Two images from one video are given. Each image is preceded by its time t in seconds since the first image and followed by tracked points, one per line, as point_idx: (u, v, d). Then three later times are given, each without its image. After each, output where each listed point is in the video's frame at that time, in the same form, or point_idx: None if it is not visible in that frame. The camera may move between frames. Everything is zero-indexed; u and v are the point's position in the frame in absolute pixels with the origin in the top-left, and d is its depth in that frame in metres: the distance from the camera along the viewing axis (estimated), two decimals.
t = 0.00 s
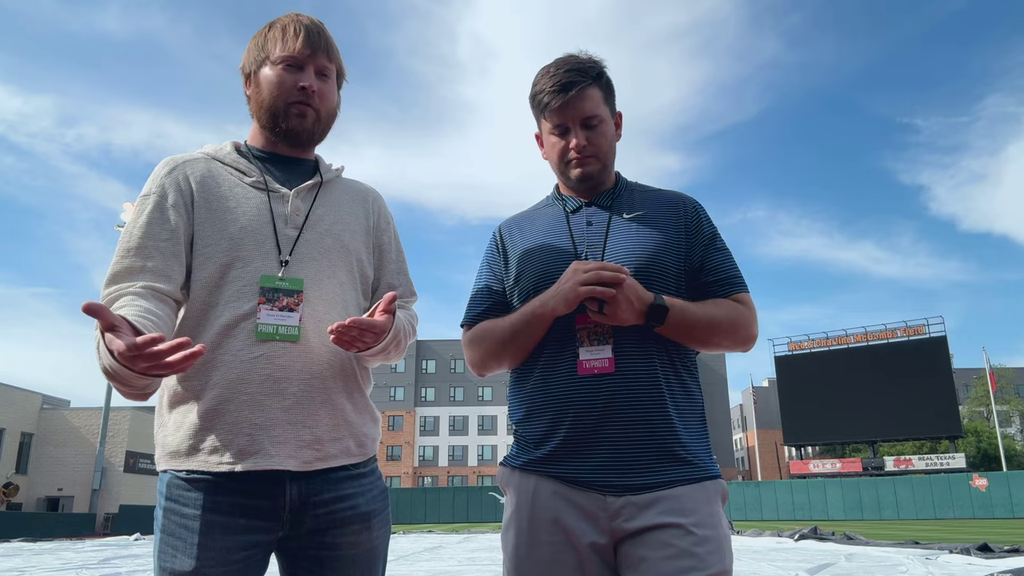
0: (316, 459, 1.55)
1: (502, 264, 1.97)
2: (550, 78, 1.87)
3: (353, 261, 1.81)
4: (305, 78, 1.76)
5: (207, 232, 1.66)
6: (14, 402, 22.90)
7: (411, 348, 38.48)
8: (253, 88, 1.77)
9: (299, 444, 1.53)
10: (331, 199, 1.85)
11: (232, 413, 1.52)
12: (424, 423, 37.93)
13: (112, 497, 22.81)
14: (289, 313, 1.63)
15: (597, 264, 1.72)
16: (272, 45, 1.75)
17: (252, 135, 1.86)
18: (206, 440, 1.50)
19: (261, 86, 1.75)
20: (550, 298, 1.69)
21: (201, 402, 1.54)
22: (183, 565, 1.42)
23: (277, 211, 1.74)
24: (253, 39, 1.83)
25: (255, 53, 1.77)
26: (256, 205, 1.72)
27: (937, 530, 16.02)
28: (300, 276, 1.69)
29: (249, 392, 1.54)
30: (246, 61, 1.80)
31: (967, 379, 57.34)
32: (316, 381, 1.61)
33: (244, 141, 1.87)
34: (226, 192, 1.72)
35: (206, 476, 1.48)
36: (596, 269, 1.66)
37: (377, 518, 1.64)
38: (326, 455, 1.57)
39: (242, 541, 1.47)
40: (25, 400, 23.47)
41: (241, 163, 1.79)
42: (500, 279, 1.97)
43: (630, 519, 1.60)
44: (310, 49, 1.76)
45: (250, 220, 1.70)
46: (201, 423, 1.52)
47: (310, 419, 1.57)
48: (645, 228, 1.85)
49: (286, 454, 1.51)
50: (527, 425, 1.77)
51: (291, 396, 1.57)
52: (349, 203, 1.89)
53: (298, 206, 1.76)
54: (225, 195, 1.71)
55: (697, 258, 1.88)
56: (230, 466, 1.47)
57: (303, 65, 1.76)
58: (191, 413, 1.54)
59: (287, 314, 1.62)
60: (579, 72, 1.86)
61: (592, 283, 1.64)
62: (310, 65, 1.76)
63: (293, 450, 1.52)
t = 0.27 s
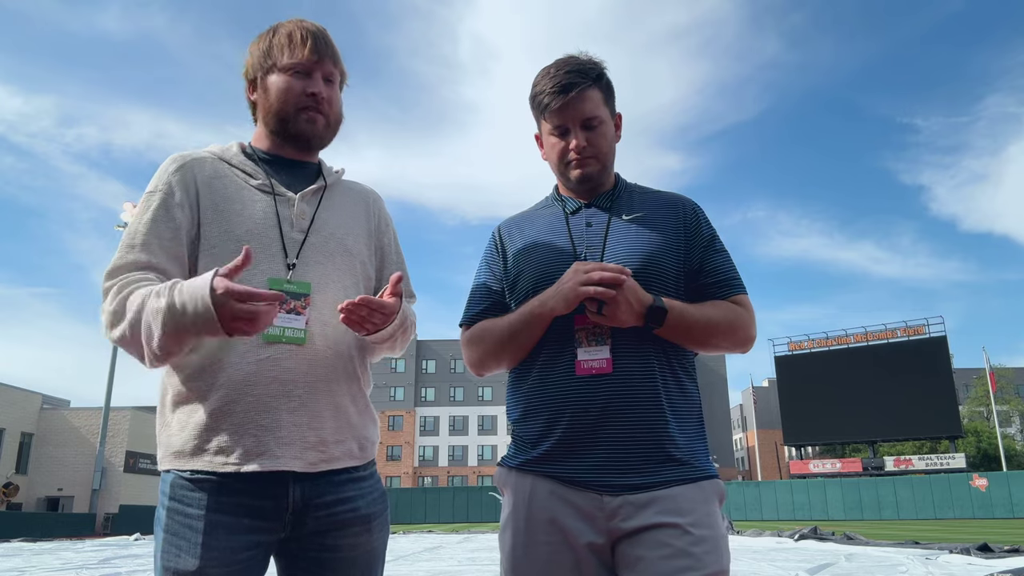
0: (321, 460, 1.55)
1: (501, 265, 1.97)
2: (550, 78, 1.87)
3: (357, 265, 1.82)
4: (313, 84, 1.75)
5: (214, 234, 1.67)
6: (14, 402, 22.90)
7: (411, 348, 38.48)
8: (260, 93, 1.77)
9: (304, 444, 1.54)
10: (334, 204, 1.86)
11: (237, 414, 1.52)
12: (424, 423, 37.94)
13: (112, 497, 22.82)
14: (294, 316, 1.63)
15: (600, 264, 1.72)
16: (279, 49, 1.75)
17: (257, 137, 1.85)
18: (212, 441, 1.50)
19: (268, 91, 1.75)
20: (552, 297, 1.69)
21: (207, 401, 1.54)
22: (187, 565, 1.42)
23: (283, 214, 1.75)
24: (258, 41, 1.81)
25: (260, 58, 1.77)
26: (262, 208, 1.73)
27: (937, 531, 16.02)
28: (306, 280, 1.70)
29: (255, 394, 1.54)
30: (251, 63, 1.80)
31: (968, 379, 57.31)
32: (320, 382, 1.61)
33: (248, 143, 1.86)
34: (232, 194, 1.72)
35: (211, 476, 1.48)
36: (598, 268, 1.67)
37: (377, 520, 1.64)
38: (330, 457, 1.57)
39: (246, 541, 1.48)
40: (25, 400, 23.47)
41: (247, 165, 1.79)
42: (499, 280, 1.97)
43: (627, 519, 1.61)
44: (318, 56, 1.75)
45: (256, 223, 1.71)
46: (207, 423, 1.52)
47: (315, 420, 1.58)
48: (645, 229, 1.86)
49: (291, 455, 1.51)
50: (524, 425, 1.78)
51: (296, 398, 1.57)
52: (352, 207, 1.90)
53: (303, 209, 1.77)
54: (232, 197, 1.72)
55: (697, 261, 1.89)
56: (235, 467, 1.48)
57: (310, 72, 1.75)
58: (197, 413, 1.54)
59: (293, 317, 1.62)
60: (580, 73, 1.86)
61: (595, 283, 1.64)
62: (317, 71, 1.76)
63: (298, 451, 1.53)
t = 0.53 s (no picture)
0: (319, 458, 1.55)
1: (501, 267, 1.97)
2: (551, 80, 1.87)
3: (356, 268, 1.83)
4: (314, 90, 1.75)
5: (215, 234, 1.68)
6: (14, 402, 22.91)
7: (411, 348, 38.48)
8: (262, 97, 1.77)
9: (302, 444, 1.54)
10: (333, 206, 1.87)
11: (237, 413, 1.53)
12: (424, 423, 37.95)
13: (112, 497, 22.86)
14: (294, 316, 1.63)
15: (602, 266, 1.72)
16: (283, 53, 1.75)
17: (258, 140, 1.85)
18: (211, 438, 1.51)
19: (270, 96, 1.75)
20: (551, 296, 1.70)
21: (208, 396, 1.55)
22: (187, 563, 1.42)
23: (282, 216, 1.76)
24: (264, 45, 1.82)
25: (264, 61, 1.77)
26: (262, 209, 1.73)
27: (936, 530, 16.02)
28: (305, 281, 1.70)
29: (255, 392, 1.55)
30: (255, 66, 1.80)
31: (968, 380, 57.25)
32: (318, 381, 1.62)
33: (250, 144, 1.86)
34: (232, 194, 1.73)
35: (211, 475, 1.48)
36: (597, 269, 1.67)
37: (377, 519, 1.65)
38: (329, 454, 1.57)
39: (246, 540, 1.48)
40: (25, 400, 23.47)
41: (248, 166, 1.79)
42: (498, 281, 1.97)
43: (626, 519, 1.61)
44: (320, 62, 1.75)
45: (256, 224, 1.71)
46: (209, 421, 1.53)
47: (313, 419, 1.58)
48: (644, 231, 1.86)
49: (290, 454, 1.52)
50: (523, 426, 1.78)
51: (295, 397, 1.57)
52: (351, 210, 1.90)
53: (301, 211, 1.78)
54: (231, 198, 1.73)
55: (696, 262, 1.89)
56: (234, 464, 1.48)
57: (312, 78, 1.75)
58: (199, 409, 1.55)
59: (293, 317, 1.63)
60: (580, 75, 1.87)
61: (593, 286, 1.64)
62: (319, 78, 1.76)
63: (297, 450, 1.53)
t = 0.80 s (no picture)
0: (314, 458, 1.56)
1: (501, 269, 1.98)
2: (551, 82, 1.87)
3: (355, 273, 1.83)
4: (315, 100, 1.75)
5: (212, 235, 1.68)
6: (14, 402, 22.93)
7: (411, 348, 38.49)
8: (261, 104, 1.77)
9: (298, 444, 1.54)
10: (332, 210, 1.87)
11: (233, 413, 1.53)
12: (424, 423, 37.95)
13: (112, 497, 22.87)
14: (290, 318, 1.63)
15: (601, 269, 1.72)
16: (282, 61, 1.75)
17: (257, 143, 1.85)
18: (207, 436, 1.51)
19: (270, 104, 1.75)
20: (551, 299, 1.70)
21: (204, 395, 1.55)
22: (185, 562, 1.42)
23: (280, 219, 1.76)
24: (265, 51, 1.82)
25: (265, 67, 1.77)
26: (259, 211, 1.73)
27: (936, 530, 16.02)
28: (301, 282, 1.70)
29: (252, 391, 1.55)
30: (255, 72, 1.80)
31: (968, 380, 57.24)
32: (315, 380, 1.62)
33: (249, 147, 1.86)
34: (229, 195, 1.73)
35: (208, 474, 1.49)
36: (596, 272, 1.66)
37: (374, 518, 1.65)
38: (324, 455, 1.57)
39: (245, 539, 1.48)
40: (25, 400, 23.48)
41: (246, 170, 1.79)
42: (498, 282, 1.97)
43: (626, 518, 1.61)
44: (322, 73, 1.75)
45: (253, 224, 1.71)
46: (205, 419, 1.53)
47: (310, 420, 1.58)
48: (644, 233, 1.85)
49: (286, 454, 1.52)
50: (524, 426, 1.78)
51: (293, 398, 1.57)
52: (349, 214, 1.90)
53: (298, 214, 1.79)
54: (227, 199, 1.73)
55: (696, 264, 1.89)
56: (231, 463, 1.48)
57: (313, 88, 1.75)
58: (196, 407, 1.55)
59: (288, 319, 1.63)
60: (581, 76, 1.87)
61: (592, 288, 1.64)
62: (320, 88, 1.76)
63: (292, 449, 1.53)
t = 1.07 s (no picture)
0: (308, 459, 1.56)
1: (502, 270, 1.98)
2: (551, 84, 1.87)
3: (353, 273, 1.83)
4: (309, 101, 1.75)
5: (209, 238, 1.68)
6: (14, 402, 22.93)
7: (411, 348, 38.49)
8: (256, 105, 1.77)
9: (293, 445, 1.54)
10: (328, 210, 1.87)
11: (228, 413, 1.53)
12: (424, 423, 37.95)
13: (112, 497, 22.87)
14: (287, 320, 1.63)
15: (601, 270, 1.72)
16: (276, 61, 1.76)
17: (253, 145, 1.86)
18: (201, 437, 1.51)
19: (264, 106, 1.75)
20: (553, 301, 1.70)
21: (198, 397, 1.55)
22: (179, 562, 1.43)
23: (278, 220, 1.76)
24: (260, 51, 1.82)
25: (258, 69, 1.78)
26: (256, 211, 1.74)
27: (936, 530, 16.02)
28: (299, 283, 1.71)
29: (247, 393, 1.55)
30: (251, 72, 1.80)
31: (969, 380, 57.22)
32: (309, 383, 1.62)
33: (245, 149, 1.86)
34: (225, 196, 1.74)
35: (202, 475, 1.49)
36: (597, 273, 1.66)
37: (369, 518, 1.65)
38: (318, 457, 1.58)
39: (239, 538, 1.48)
40: (25, 400, 23.49)
41: (244, 172, 1.79)
42: (499, 283, 1.97)
43: (626, 518, 1.61)
44: (315, 73, 1.75)
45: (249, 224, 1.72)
46: (199, 420, 1.53)
47: (305, 421, 1.58)
48: (642, 236, 1.86)
49: (280, 455, 1.52)
50: (525, 427, 1.78)
51: (289, 398, 1.58)
52: (347, 215, 1.91)
53: (295, 215, 1.79)
54: (224, 200, 1.73)
55: (696, 265, 1.89)
56: (225, 465, 1.48)
57: (306, 89, 1.75)
58: (192, 407, 1.55)
59: (285, 321, 1.63)
60: (580, 78, 1.87)
61: (596, 290, 1.64)
62: (314, 88, 1.76)
63: (287, 450, 1.53)
